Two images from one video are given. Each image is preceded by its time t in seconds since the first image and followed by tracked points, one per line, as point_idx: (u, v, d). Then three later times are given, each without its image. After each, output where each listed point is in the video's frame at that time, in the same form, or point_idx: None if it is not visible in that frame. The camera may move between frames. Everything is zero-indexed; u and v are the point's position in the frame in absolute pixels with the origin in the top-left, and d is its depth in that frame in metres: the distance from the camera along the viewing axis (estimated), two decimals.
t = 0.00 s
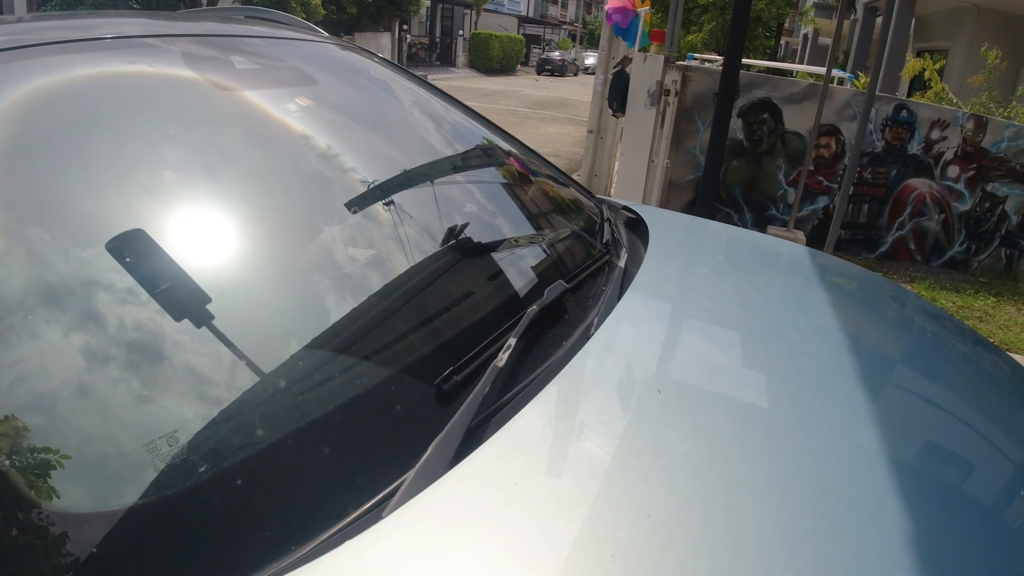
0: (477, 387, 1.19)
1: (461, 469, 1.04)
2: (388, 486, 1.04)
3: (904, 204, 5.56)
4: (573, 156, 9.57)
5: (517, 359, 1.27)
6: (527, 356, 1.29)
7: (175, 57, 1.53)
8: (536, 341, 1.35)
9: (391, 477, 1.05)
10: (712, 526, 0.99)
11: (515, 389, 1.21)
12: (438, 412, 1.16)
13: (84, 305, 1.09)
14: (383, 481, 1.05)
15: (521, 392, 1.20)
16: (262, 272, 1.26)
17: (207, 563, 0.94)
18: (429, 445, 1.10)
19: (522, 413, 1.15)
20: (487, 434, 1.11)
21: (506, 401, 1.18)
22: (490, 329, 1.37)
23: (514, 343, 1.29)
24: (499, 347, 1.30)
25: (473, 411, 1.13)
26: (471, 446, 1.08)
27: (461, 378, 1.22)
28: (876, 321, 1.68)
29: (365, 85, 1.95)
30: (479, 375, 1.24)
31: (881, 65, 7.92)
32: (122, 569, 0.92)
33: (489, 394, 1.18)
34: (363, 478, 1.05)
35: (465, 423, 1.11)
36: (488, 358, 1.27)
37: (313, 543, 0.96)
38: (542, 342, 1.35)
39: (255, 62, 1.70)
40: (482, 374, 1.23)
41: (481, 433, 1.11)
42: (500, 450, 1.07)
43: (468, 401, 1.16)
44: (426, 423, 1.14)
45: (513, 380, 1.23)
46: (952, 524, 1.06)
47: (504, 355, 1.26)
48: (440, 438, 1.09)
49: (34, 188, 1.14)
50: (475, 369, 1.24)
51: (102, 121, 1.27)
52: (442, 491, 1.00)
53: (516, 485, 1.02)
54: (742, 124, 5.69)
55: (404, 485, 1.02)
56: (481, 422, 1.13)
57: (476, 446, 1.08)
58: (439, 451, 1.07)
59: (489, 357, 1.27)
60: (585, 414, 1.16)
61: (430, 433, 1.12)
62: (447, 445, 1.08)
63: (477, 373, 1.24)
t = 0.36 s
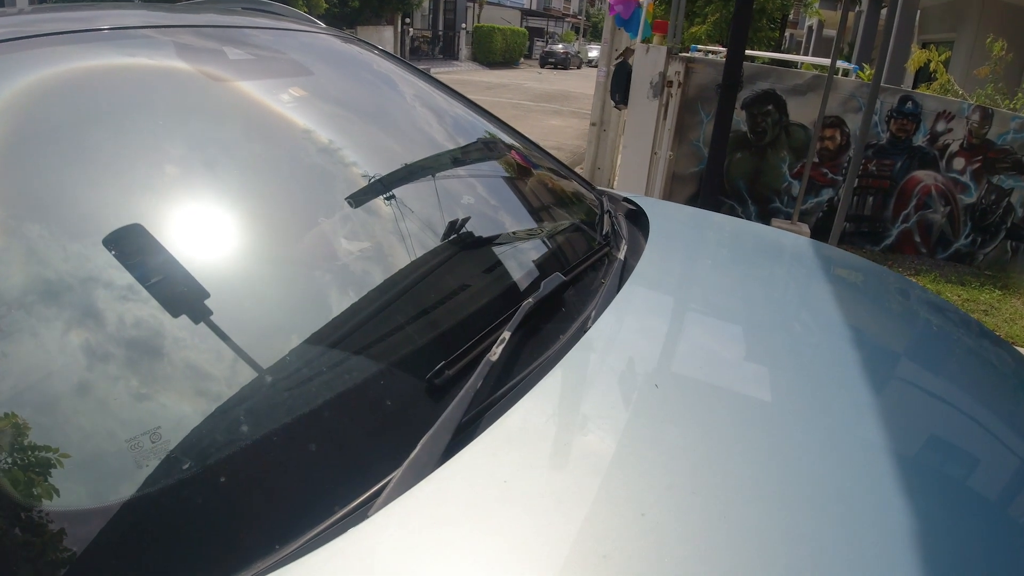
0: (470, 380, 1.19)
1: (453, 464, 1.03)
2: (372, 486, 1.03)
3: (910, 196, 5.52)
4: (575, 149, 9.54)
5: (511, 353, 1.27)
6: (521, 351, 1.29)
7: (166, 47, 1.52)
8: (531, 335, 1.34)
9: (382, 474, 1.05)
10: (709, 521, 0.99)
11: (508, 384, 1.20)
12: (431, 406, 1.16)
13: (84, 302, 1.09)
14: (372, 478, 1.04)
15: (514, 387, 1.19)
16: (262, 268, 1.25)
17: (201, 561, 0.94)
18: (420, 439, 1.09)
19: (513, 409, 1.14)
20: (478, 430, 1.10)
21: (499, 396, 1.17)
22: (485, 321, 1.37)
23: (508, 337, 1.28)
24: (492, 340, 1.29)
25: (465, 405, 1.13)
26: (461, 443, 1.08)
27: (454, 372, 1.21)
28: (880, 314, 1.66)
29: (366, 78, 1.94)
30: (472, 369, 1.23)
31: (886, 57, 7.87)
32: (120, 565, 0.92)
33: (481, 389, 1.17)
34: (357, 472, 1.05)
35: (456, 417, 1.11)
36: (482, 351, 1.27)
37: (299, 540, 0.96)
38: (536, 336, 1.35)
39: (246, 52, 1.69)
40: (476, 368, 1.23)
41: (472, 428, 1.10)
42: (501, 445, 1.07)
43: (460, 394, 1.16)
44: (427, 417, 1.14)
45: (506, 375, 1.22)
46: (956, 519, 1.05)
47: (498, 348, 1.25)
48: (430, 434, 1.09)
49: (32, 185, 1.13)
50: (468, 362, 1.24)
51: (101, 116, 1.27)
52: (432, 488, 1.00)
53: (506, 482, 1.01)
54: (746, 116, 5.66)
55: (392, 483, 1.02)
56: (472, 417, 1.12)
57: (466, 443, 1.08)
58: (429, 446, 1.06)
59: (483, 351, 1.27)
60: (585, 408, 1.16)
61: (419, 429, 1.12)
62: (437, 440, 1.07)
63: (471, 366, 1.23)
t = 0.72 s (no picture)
0: (459, 380, 1.17)
1: (439, 465, 1.03)
2: (354, 489, 1.02)
3: (925, 193, 5.44)
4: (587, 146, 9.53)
5: (502, 355, 1.26)
6: (513, 352, 1.27)
7: (168, 46, 1.53)
8: (523, 336, 1.33)
9: (365, 475, 1.04)
10: (710, 521, 0.98)
11: (500, 384, 1.19)
12: (421, 407, 1.14)
13: (96, 303, 1.10)
14: (360, 476, 1.04)
15: (505, 388, 1.18)
16: (272, 268, 1.27)
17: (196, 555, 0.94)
18: (406, 439, 1.08)
19: (499, 411, 1.13)
20: (465, 430, 1.09)
21: (490, 396, 1.16)
22: (478, 321, 1.35)
23: (499, 339, 1.27)
24: (484, 340, 1.27)
25: (454, 406, 1.12)
26: (446, 445, 1.07)
27: (444, 372, 1.19)
28: (889, 315, 1.65)
29: (377, 79, 1.95)
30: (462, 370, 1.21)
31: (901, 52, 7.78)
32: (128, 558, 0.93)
33: (471, 389, 1.16)
34: (349, 467, 1.05)
35: (442, 418, 1.10)
36: (473, 351, 1.25)
37: (284, 537, 0.96)
38: (529, 337, 1.33)
39: (249, 55, 1.67)
40: (466, 368, 1.21)
41: (458, 430, 1.09)
42: (504, 441, 1.07)
43: (449, 395, 1.14)
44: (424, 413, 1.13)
45: (497, 375, 1.21)
46: (958, 521, 1.04)
47: (489, 349, 1.24)
48: (416, 434, 1.08)
49: (44, 186, 1.15)
50: (459, 362, 1.22)
51: (112, 117, 1.28)
52: (417, 492, 0.98)
53: (490, 483, 1.00)
54: (759, 112, 5.61)
55: (374, 485, 1.01)
56: (459, 418, 1.11)
57: (453, 443, 1.07)
58: (414, 448, 1.05)
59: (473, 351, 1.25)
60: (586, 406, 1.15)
61: (407, 428, 1.11)
62: (422, 442, 1.06)
63: (462, 366, 1.21)
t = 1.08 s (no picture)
0: (440, 363, 1.16)
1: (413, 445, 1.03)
2: (326, 471, 1.00)
3: (945, 189, 5.36)
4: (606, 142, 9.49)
5: (488, 341, 1.24)
6: (500, 338, 1.26)
7: (170, 37, 1.52)
8: (510, 323, 1.31)
9: (333, 457, 1.01)
10: (719, 520, 0.96)
11: (483, 369, 1.18)
12: (401, 387, 1.12)
13: (111, 299, 1.12)
14: (334, 457, 1.01)
15: (487, 373, 1.17)
16: (288, 263, 1.28)
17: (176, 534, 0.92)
18: (384, 417, 1.07)
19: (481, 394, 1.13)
20: (443, 412, 1.09)
21: (474, 379, 1.15)
22: (466, 304, 1.32)
23: (486, 323, 1.25)
24: (469, 323, 1.26)
25: (433, 388, 1.11)
26: (421, 427, 1.06)
27: (426, 356, 1.17)
28: (910, 314, 1.62)
29: (394, 76, 1.95)
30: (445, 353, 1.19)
31: (927, 46, 7.62)
32: (125, 539, 0.92)
33: (452, 372, 1.15)
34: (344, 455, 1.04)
35: (421, 400, 1.09)
36: (456, 333, 1.23)
37: (254, 514, 0.95)
38: (516, 323, 1.31)
39: (260, 46, 1.68)
40: (449, 351, 1.19)
41: (435, 413, 1.09)
42: (510, 432, 1.07)
43: (428, 377, 1.13)
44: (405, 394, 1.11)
45: (482, 360, 1.20)
46: (969, 526, 1.01)
47: (474, 332, 1.23)
48: (391, 415, 1.07)
49: (61, 181, 1.16)
50: (443, 345, 1.20)
51: (130, 113, 1.29)
52: (393, 472, 0.99)
53: (461, 465, 1.00)
54: (777, 106, 5.55)
55: (342, 469, 0.99)
56: (438, 401, 1.10)
57: (427, 425, 1.07)
58: (391, 428, 1.05)
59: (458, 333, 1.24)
60: (590, 399, 1.15)
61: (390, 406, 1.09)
62: (399, 424, 1.05)
63: (445, 348, 1.20)
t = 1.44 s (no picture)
0: (423, 365, 1.16)
1: (388, 445, 1.03)
2: (297, 474, 0.99)
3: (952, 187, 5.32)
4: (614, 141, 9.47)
5: (472, 343, 1.23)
6: (484, 340, 1.25)
7: (173, 40, 1.53)
8: (496, 323, 1.30)
9: (314, 459, 1.01)
10: (710, 520, 0.96)
11: (467, 371, 1.18)
12: (383, 390, 1.11)
13: (115, 300, 1.13)
14: (310, 460, 1.01)
15: (469, 375, 1.17)
16: (290, 265, 1.28)
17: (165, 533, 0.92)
18: (364, 419, 1.07)
19: (466, 399, 1.11)
20: (421, 415, 1.08)
21: (458, 381, 1.15)
22: (455, 305, 1.32)
23: (470, 324, 1.25)
24: (453, 326, 1.25)
25: (414, 389, 1.11)
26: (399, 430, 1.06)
27: (409, 358, 1.16)
28: (914, 317, 1.61)
29: (398, 79, 1.96)
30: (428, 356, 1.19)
31: (936, 45, 7.58)
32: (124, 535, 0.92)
33: (434, 374, 1.15)
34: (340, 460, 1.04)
35: (401, 402, 1.09)
36: (438, 335, 1.23)
37: (233, 513, 0.95)
38: (501, 325, 1.30)
39: (266, 50, 1.69)
40: (431, 353, 1.19)
41: (415, 414, 1.08)
42: (509, 430, 1.07)
43: (409, 379, 1.13)
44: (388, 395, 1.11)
45: (465, 363, 1.19)
46: (967, 530, 1.01)
47: (457, 335, 1.22)
48: (372, 418, 1.06)
49: (65, 182, 1.17)
50: (426, 347, 1.19)
51: (134, 116, 1.30)
52: (368, 473, 0.99)
53: (434, 466, 1.00)
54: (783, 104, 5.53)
55: (319, 471, 0.99)
56: (419, 403, 1.10)
57: (406, 428, 1.06)
58: (368, 430, 1.04)
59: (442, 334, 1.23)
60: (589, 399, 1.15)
61: (368, 408, 1.08)
62: (377, 425, 1.05)
63: (428, 351, 1.19)
